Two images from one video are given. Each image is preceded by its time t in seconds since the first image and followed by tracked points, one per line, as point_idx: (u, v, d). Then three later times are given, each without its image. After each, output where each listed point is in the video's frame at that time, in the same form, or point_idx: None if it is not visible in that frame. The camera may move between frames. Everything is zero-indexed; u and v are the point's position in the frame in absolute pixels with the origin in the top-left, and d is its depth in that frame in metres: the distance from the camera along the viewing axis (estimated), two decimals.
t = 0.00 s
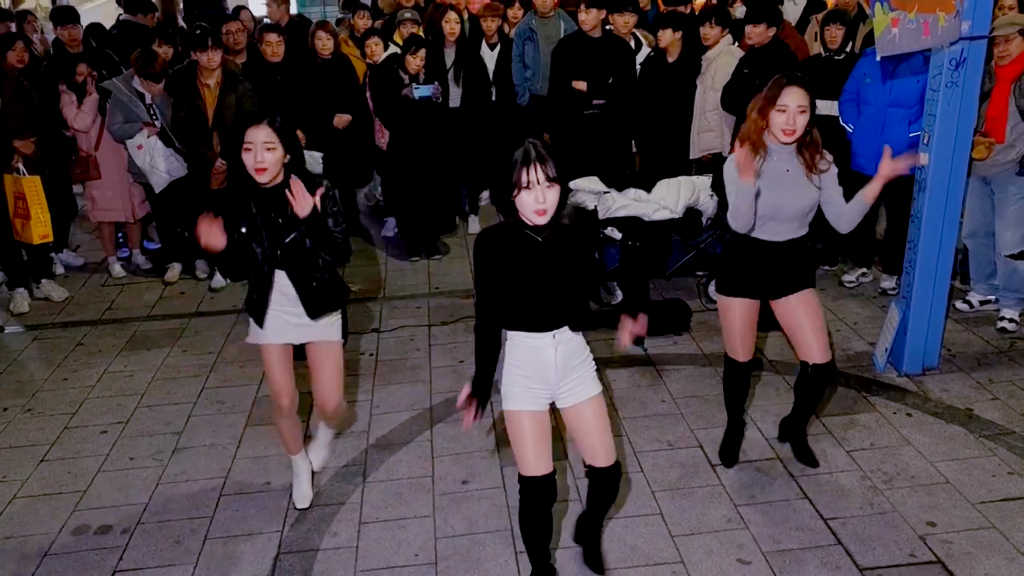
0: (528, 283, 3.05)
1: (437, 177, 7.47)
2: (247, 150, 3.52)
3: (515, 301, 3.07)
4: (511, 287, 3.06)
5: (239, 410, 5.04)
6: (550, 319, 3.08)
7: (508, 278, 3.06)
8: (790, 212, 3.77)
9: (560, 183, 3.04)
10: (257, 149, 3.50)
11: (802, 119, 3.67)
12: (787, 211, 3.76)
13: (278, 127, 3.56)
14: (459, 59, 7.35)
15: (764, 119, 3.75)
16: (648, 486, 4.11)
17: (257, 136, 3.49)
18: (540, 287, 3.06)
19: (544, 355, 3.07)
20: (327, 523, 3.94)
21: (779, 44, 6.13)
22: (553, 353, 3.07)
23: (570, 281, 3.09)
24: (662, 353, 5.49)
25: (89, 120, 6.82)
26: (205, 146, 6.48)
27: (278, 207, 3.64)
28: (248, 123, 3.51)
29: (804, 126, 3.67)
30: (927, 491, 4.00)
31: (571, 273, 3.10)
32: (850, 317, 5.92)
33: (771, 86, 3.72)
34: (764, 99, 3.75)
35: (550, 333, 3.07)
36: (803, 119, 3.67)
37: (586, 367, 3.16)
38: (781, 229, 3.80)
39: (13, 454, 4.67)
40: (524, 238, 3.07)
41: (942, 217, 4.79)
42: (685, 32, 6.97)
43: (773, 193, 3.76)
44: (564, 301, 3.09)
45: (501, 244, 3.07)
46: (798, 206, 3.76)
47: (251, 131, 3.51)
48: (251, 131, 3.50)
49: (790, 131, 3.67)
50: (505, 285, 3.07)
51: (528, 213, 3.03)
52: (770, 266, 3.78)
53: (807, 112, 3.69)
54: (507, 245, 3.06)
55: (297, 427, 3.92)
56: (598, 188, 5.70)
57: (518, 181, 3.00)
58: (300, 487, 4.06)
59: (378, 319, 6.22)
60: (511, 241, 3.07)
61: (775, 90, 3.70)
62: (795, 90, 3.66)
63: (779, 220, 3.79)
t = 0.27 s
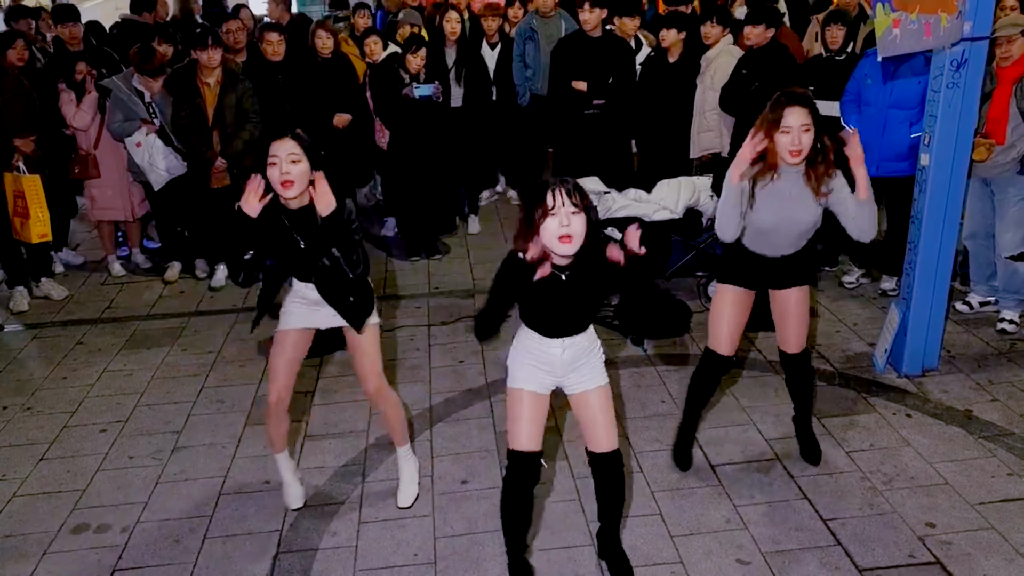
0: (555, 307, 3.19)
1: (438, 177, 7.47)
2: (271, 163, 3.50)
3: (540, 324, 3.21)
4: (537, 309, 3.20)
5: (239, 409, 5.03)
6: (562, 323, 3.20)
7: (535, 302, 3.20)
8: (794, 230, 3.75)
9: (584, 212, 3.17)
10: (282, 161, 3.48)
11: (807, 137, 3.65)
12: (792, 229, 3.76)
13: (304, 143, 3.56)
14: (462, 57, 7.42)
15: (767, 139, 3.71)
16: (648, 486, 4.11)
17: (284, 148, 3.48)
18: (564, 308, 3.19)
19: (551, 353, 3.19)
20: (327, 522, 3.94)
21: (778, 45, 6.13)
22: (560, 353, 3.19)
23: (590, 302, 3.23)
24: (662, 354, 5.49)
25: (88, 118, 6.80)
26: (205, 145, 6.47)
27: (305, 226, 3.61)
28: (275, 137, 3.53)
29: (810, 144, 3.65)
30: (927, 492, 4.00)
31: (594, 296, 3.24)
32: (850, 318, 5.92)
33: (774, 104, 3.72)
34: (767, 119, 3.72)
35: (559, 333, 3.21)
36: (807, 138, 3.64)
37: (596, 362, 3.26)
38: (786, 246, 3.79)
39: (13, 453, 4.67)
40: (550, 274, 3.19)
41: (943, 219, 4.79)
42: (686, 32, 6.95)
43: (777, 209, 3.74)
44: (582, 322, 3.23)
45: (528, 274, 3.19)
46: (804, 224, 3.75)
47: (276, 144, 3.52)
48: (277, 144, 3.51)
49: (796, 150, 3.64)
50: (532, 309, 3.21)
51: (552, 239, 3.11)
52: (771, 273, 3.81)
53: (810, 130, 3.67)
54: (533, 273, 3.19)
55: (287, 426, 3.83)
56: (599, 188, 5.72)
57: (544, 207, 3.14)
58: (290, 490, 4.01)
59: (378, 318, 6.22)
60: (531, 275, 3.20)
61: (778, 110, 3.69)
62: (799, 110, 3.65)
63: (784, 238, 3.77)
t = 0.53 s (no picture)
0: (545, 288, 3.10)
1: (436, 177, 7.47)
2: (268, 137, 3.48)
3: (531, 309, 3.13)
4: (527, 294, 3.12)
5: (239, 411, 5.04)
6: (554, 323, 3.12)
7: (525, 285, 3.12)
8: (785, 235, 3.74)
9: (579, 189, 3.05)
10: (278, 135, 3.45)
11: (794, 141, 3.58)
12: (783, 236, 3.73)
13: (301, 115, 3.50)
14: (460, 58, 7.40)
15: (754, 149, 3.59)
16: (648, 486, 4.11)
17: (280, 122, 3.44)
18: (555, 291, 3.10)
19: (539, 353, 3.12)
20: (327, 523, 3.94)
21: (777, 45, 6.13)
22: (550, 353, 3.11)
23: (583, 285, 3.14)
24: (662, 354, 5.49)
25: (87, 121, 6.81)
26: (205, 146, 6.48)
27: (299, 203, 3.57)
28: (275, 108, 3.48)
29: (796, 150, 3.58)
30: (927, 491, 3.99)
31: (587, 279, 3.14)
32: (850, 317, 5.92)
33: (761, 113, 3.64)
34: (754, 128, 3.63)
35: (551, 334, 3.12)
36: (795, 141, 3.58)
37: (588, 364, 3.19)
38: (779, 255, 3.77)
39: (13, 455, 4.67)
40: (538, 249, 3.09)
41: (942, 218, 4.79)
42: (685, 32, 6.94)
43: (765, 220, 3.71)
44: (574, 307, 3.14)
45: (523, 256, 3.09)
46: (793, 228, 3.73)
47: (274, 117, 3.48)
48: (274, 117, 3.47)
49: (785, 155, 3.58)
50: (522, 293, 3.13)
51: (544, 216, 3.02)
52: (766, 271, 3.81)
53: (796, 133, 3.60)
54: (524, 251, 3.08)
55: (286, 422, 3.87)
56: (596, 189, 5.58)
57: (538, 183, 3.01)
58: (271, 496, 4.00)
59: (379, 319, 6.23)
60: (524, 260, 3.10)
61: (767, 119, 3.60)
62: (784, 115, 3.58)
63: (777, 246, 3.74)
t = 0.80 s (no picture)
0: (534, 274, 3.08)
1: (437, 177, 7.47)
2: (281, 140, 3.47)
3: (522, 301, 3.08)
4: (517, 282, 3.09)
5: (238, 409, 5.03)
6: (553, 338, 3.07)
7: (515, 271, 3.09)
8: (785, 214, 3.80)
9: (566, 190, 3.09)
10: (288, 142, 3.44)
11: (787, 121, 3.68)
12: (790, 222, 3.79)
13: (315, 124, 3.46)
14: (462, 57, 7.43)
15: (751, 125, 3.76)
16: (648, 487, 4.11)
17: (293, 131, 3.42)
18: (550, 283, 3.07)
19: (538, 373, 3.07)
20: (326, 523, 3.94)
21: (779, 47, 6.13)
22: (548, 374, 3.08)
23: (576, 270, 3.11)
24: (661, 354, 5.49)
25: (88, 119, 6.80)
26: (206, 145, 6.48)
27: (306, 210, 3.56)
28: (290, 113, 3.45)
29: (790, 130, 3.69)
30: (926, 492, 3.99)
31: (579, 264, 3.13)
32: (850, 319, 5.91)
33: (757, 88, 3.70)
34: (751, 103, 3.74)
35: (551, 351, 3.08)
36: (788, 121, 3.68)
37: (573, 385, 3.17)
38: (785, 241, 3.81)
39: (13, 453, 4.67)
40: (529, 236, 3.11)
41: (943, 219, 4.79)
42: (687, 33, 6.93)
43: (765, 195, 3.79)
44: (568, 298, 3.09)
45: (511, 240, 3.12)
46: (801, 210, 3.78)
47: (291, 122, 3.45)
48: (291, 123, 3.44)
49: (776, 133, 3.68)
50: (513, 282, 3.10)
51: (531, 214, 3.07)
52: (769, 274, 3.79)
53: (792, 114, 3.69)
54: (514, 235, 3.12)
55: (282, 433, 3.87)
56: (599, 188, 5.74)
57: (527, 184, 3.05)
58: (271, 496, 4.00)
59: (379, 318, 6.23)
60: (517, 247, 3.12)
61: (760, 95, 3.68)
62: (783, 95, 3.65)
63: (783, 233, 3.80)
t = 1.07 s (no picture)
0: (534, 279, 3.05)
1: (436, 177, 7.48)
2: (296, 158, 3.48)
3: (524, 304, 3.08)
4: (519, 286, 3.07)
5: (238, 411, 5.04)
6: (558, 337, 3.06)
7: (516, 275, 3.07)
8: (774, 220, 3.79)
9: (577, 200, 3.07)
10: (303, 163, 3.47)
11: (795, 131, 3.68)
12: (771, 217, 3.78)
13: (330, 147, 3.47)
14: (461, 58, 7.48)
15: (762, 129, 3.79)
16: (648, 487, 4.11)
17: (310, 153, 3.45)
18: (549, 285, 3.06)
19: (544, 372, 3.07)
20: (327, 524, 3.93)
21: (777, 47, 6.14)
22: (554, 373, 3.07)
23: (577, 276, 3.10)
24: (661, 355, 5.49)
25: (87, 121, 6.80)
26: (205, 146, 6.48)
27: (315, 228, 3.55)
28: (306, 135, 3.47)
29: (794, 140, 3.69)
30: (926, 492, 4.00)
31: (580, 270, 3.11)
32: (850, 318, 5.92)
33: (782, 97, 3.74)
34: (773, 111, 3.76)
35: (553, 351, 3.07)
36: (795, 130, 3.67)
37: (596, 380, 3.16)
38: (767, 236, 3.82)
39: (12, 455, 4.67)
40: (531, 243, 3.07)
41: (942, 217, 4.79)
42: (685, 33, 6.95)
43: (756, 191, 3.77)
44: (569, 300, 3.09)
45: (512, 244, 3.08)
46: (788, 211, 3.77)
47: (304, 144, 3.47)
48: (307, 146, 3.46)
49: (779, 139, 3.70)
50: (515, 286, 3.08)
51: (536, 210, 3.06)
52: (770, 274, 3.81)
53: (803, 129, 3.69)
54: (513, 240, 3.08)
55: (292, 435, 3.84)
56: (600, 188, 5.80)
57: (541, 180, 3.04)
58: (274, 496, 4.02)
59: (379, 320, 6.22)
60: (521, 247, 3.07)
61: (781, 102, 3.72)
62: (801, 105, 3.67)
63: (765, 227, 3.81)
